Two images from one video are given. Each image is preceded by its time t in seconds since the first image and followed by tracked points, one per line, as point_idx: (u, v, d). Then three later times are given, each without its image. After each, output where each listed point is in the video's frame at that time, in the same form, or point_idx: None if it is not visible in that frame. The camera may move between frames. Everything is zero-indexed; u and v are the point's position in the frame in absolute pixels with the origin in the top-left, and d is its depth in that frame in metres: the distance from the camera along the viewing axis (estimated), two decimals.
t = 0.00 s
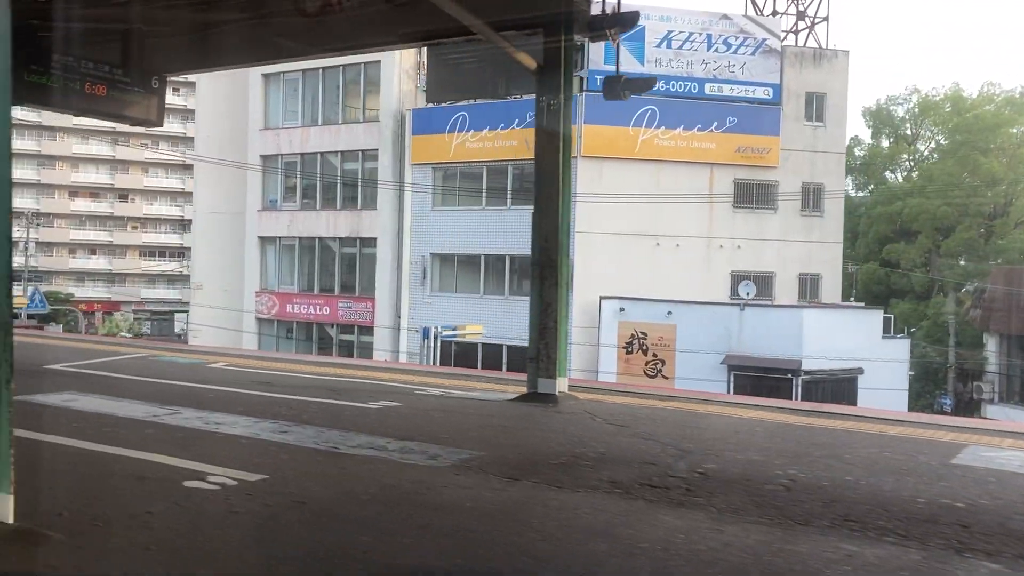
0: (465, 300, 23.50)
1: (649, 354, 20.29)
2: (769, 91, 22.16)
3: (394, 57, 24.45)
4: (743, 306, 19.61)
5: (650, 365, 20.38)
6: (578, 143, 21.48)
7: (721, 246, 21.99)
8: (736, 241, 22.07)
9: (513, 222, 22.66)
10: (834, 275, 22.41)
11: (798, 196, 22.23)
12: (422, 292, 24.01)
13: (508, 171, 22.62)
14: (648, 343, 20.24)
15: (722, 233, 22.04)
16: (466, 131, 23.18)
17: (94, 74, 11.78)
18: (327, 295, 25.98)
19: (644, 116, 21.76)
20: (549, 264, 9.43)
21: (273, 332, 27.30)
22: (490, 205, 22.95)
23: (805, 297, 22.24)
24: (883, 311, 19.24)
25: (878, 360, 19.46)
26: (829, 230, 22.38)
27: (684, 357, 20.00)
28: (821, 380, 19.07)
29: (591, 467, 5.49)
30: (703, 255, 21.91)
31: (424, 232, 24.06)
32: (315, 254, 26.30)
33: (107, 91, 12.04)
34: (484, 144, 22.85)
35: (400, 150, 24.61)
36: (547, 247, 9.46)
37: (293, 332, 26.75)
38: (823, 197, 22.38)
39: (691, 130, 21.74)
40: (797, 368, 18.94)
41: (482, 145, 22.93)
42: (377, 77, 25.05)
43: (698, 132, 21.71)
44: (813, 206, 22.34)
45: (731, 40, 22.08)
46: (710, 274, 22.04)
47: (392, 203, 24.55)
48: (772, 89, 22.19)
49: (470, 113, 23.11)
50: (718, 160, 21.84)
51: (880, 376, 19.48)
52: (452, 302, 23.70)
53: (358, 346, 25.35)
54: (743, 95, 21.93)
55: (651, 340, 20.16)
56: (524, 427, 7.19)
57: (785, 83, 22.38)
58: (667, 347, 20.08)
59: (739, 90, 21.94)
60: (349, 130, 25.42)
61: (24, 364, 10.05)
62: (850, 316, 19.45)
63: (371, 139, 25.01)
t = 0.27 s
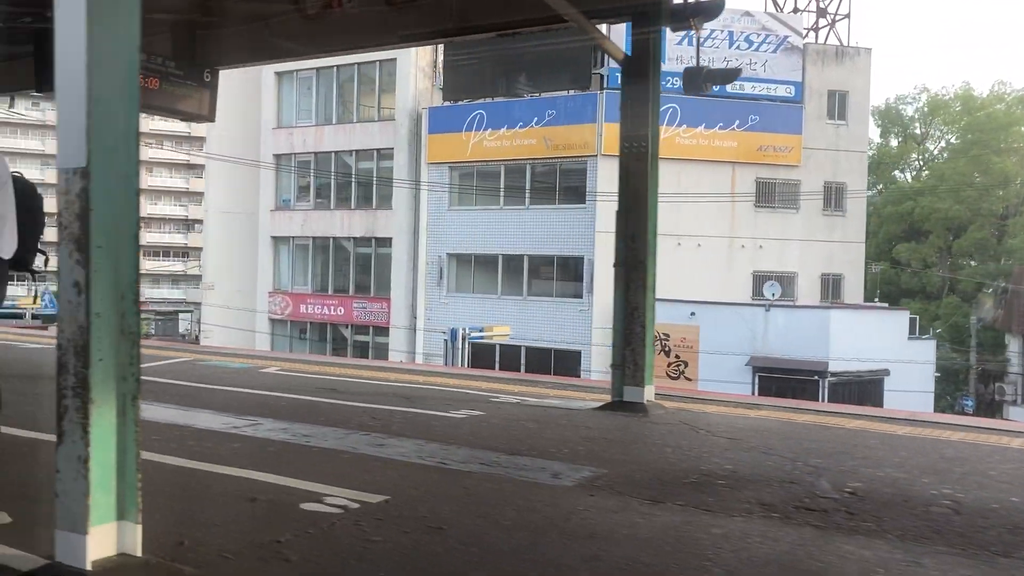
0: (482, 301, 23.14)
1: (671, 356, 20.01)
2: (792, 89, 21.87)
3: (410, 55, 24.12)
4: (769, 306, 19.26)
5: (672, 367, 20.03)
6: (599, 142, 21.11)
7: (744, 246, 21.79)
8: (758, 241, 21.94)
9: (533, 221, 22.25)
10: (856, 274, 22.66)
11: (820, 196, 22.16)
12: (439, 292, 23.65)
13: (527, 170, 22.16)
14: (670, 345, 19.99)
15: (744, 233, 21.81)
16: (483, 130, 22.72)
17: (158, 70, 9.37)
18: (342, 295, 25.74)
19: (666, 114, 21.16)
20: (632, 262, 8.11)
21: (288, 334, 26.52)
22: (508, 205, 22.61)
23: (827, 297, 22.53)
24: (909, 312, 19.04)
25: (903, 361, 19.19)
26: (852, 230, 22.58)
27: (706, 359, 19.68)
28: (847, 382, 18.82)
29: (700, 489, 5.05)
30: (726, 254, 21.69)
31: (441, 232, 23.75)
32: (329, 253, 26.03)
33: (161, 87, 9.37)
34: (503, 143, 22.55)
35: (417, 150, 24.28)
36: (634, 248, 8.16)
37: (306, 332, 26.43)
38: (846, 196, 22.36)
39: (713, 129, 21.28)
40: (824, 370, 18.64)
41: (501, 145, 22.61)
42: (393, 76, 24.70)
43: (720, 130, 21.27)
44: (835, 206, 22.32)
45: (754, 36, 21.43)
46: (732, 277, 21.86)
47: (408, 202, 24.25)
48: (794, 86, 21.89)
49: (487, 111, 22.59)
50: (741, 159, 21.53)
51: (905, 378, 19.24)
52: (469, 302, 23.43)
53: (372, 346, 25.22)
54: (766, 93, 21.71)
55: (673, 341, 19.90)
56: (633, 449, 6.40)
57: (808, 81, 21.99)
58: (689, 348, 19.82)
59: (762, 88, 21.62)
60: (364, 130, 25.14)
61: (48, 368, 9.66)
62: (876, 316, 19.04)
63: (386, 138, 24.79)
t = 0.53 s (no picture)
0: (500, 302, 22.82)
1: (693, 357, 20.06)
2: (813, 87, 21.66)
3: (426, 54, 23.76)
4: (793, 308, 18.93)
5: (694, 368, 20.07)
6: (620, 140, 20.84)
7: (764, 246, 21.57)
8: (780, 240, 21.72)
9: (550, 220, 21.73)
10: (878, 275, 22.43)
11: (843, 195, 21.97)
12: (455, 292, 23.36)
13: (545, 169, 21.68)
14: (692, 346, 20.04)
15: (765, 232, 21.60)
16: (502, 128, 22.54)
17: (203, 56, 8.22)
18: (356, 296, 25.49)
19: (686, 112, 21.15)
20: (724, 264, 5.81)
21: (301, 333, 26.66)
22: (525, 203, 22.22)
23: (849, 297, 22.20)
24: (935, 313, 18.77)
25: (932, 362, 18.88)
26: (874, 230, 22.31)
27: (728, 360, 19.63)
28: (874, 383, 18.50)
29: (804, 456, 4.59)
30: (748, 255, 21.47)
31: (457, 232, 23.44)
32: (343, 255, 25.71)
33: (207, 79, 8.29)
34: (520, 142, 22.11)
35: (432, 149, 24.02)
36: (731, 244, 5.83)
37: (319, 333, 26.17)
38: (868, 196, 22.13)
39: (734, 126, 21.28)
40: (851, 371, 18.32)
41: (518, 143, 22.21)
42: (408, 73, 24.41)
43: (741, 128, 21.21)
44: (857, 206, 22.11)
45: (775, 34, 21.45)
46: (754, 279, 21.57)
47: (425, 202, 23.96)
48: (816, 84, 21.69)
49: (505, 109, 22.39)
50: (763, 156, 21.45)
51: (932, 379, 18.89)
52: (486, 302, 23.11)
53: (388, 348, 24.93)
54: (787, 91, 21.65)
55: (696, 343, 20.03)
56: (695, 440, 4.49)
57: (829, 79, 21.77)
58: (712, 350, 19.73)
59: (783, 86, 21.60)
60: (379, 129, 24.85)
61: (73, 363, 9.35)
62: (901, 317, 18.69)
63: (401, 137, 24.55)
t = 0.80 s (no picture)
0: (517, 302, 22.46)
1: (714, 359, 19.84)
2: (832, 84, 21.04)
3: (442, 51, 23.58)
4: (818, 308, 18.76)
5: (716, 370, 19.89)
6: (641, 138, 20.58)
7: (786, 246, 21.09)
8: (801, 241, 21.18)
9: (568, 219, 21.22)
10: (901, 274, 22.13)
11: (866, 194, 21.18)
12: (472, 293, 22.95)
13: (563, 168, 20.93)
14: (713, 348, 19.77)
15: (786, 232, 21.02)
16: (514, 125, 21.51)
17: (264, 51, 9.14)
18: (369, 296, 25.43)
19: (707, 111, 20.93)
20: (825, 269, 5.83)
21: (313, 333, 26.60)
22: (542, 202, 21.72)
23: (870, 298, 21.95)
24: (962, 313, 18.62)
25: (959, 364, 18.65)
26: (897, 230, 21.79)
27: (752, 361, 19.37)
28: (901, 385, 18.18)
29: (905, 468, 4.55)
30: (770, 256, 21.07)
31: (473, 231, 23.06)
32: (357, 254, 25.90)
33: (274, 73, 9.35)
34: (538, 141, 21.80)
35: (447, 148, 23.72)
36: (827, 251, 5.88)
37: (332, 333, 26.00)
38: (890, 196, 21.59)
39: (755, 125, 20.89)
40: (877, 373, 18.05)
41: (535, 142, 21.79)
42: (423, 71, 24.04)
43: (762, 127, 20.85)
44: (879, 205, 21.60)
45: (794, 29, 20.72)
46: (775, 279, 21.09)
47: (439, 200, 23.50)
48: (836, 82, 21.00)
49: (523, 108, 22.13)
50: (783, 156, 21.01)
51: (959, 381, 18.66)
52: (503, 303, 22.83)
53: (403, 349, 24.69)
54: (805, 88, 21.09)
55: (718, 344, 19.68)
56: (810, 455, 4.61)
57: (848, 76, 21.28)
58: (735, 351, 19.53)
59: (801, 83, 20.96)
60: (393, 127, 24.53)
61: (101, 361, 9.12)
62: (927, 318, 18.43)
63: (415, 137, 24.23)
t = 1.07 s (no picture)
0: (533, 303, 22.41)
1: (739, 361, 19.05)
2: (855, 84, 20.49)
3: (458, 50, 23.38)
4: (843, 311, 18.82)
5: (738, 372, 19.09)
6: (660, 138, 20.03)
7: (807, 246, 21.20)
8: (821, 242, 21.41)
9: (586, 220, 21.05)
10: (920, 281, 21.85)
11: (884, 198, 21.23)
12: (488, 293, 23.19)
13: (580, 167, 21.27)
14: (735, 349, 18.97)
15: (807, 233, 21.31)
16: (535, 125, 21.97)
17: (324, 43, 10.62)
18: (384, 297, 24.13)
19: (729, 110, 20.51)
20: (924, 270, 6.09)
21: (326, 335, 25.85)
22: (561, 202, 21.71)
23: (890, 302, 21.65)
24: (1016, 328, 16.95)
25: (991, 367, 17.72)
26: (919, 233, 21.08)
27: (774, 363, 19.30)
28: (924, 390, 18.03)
29: (998, 497, 4.59)
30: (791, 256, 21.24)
31: (489, 228, 23.37)
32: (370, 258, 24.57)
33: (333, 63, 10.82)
34: (555, 139, 21.66)
35: (463, 148, 23.65)
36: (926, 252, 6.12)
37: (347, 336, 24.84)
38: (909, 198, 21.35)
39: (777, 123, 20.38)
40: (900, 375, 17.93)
41: (552, 140, 21.80)
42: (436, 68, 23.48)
43: (784, 125, 20.48)
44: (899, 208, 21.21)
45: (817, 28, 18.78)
46: (795, 280, 21.14)
47: (456, 200, 23.66)
48: (857, 80, 20.63)
49: (539, 106, 21.60)
50: (806, 155, 21.31)
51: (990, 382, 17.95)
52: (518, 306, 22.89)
53: (417, 349, 24.53)
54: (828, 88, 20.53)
55: (739, 346, 18.96)
56: (920, 483, 4.91)
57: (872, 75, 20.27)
58: (757, 352, 19.16)
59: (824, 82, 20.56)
60: (408, 126, 24.31)
61: (124, 365, 8.78)
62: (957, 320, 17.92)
63: (431, 136, 24.13)
